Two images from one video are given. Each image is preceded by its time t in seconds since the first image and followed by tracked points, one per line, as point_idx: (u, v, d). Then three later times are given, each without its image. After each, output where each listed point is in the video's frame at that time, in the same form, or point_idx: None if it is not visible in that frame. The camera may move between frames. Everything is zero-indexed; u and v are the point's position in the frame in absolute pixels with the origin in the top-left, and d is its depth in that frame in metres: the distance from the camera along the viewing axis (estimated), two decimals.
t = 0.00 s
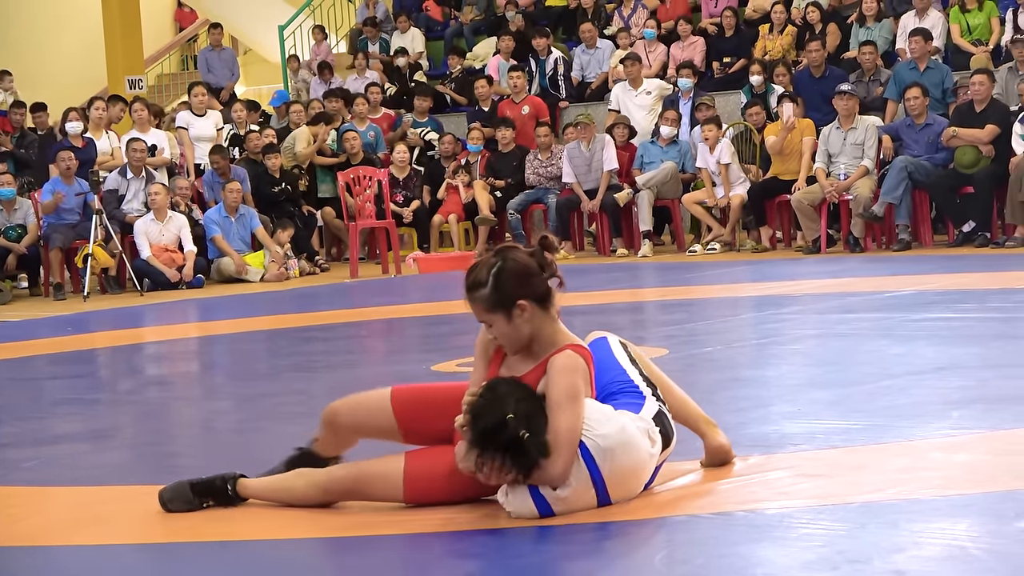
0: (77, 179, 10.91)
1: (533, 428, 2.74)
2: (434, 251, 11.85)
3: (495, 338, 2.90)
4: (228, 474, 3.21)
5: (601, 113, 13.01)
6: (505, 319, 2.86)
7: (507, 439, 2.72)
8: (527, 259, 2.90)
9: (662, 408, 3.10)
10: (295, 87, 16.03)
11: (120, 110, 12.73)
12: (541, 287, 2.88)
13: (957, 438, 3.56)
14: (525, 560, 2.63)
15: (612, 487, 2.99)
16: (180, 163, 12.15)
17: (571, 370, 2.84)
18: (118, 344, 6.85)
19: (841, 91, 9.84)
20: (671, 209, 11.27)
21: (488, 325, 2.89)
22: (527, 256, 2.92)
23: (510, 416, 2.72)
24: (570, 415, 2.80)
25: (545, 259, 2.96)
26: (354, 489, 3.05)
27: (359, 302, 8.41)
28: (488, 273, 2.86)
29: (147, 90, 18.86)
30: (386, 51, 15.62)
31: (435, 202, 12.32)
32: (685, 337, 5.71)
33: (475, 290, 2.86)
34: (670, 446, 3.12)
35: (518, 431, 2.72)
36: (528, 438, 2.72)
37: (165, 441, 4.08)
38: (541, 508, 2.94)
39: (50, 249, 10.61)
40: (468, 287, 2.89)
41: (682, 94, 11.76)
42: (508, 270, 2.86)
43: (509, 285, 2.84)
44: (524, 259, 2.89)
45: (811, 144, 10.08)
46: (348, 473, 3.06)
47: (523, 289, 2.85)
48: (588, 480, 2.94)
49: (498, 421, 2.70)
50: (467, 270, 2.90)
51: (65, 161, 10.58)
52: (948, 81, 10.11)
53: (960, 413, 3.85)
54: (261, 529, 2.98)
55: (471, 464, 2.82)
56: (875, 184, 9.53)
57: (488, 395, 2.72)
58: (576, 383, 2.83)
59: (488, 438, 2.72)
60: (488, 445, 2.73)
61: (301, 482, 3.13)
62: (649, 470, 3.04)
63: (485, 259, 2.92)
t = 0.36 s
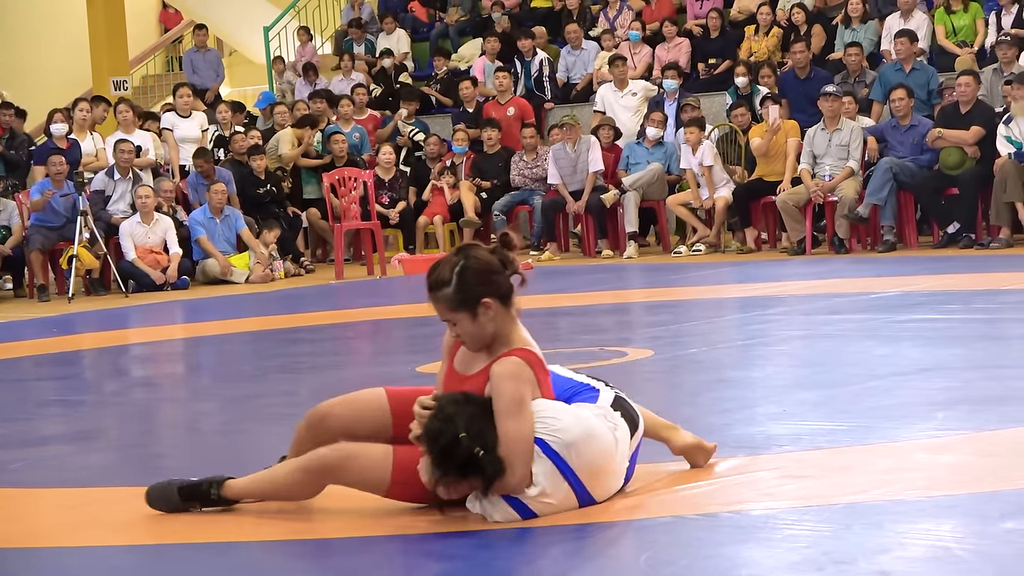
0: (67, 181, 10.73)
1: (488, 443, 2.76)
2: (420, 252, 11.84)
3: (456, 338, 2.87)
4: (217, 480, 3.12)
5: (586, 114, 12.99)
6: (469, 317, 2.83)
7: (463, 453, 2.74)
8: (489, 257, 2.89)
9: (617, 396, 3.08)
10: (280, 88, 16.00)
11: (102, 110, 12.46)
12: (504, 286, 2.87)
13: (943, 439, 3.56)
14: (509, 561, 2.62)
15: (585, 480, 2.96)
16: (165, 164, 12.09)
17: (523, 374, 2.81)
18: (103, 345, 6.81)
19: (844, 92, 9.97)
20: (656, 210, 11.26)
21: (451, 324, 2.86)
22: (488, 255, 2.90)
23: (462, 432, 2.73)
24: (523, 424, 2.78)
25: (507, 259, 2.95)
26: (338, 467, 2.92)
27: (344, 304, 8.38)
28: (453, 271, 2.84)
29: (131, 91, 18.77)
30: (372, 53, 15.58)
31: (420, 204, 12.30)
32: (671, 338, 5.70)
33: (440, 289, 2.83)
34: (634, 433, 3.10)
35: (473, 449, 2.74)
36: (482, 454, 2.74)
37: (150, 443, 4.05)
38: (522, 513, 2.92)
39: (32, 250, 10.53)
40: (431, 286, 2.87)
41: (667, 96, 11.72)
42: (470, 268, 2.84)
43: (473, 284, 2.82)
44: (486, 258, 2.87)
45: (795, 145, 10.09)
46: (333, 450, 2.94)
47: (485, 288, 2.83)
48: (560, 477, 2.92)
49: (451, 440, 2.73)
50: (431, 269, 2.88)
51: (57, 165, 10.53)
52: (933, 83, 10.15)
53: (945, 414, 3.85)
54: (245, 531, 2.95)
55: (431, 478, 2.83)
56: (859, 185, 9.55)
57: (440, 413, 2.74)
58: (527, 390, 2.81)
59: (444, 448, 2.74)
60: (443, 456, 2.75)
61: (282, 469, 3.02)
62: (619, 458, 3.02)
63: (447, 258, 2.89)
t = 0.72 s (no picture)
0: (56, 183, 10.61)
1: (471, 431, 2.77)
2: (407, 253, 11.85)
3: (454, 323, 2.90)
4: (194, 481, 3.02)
5: (573, 115, 12.98)
6: (461, 309, 2.84)
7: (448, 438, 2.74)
8: (500, 248, 2.85)
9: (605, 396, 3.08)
10: (267, 89, 15.97)
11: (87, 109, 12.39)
12: (500, 285, 2.83)
13: (929, 440, 3.55)
14: (495, 562, 2.60)
15: (573, 476, 2.94)
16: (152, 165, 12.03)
17: (504, 367, 2.80)
18: (90, 346, 6.76)
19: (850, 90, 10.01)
20: (643, 211, 11.26)
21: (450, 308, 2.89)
22: (495, 248, 2.85)
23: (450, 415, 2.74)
24: (507, 417, 2.79)
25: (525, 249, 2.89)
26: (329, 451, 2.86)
27: (331, 304, 8.35)
28: (454, 262, 2.83)
29: (119, 92, 18.68)
30: (359, 53, 15.54)
31: (407, 204, 12.28)
32: (658, 339, 5.69)
33: (441, 277, 2.85)
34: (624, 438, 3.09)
35: (459, 433, 2.75)
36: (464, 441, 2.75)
37: (136, 443, 4.02)
38: (508, 510, 2.90)
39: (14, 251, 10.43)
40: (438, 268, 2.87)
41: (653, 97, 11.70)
42: (474, 258, 2.81)
43: (467, 280, 2.81)
44: (495, 249, 2.84)
45: (781, 145, 10.09)
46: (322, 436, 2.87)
47: (478, 286, 2.81)
48: (545, 474, 2.90)
49: (437, 421, 2.73)
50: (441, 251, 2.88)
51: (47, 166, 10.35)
52: (920, 83, 10.16)
53: (930, 415, 3.85)
54: (230, 533, 2.93)
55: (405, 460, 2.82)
56: (846, 186, 9.57)
57: (430, 393, 2.74)
58: (514, 387, 2.80)
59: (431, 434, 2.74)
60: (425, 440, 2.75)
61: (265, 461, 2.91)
62: (607, 458, 3.00)
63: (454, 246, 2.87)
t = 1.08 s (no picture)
0: None
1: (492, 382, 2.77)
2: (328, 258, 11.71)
3: (496, 308, 2.93)
4: (140, 497, 2.97)
5: (495, 119, 12.89)
6: (514, 302, 2.88)
7: (465, 365, 2.75)
8: (581, 284, 2.91)
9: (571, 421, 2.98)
10: (187, 94, 15.66)
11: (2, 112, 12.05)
12: (565, 306, 2.88)
13: (851, 441, 3.50)
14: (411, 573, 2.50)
15: (517, 475, 2.87)
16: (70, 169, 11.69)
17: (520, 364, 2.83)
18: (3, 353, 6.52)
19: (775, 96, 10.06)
20: (567, 216, 11.17)
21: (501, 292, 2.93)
22: (580, 274, 2.92)
23: (486, 354, 2.78)
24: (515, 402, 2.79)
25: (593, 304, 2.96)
26: (294, 495, 2.89)
27: (252, 309, 8.18)
28: (536, 260, 2.88)
29: (37, 97, 18.17)
30: (279, 58, 15.28)
31: (329, 208, 12.14)
32: (581, 343, 5.63)
33: (520, 265, 2.87)
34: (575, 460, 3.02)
35: (481, 370, 2.76)
36: (484, 378, 2.75)
37: (50, 449, 3.85)
38: (446, 480, 2.83)
39: None
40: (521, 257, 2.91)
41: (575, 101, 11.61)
42: (559, 274, 2.86)
43: (542, 283, 2.85)
44: (576, 281, 2.89)
45: (702, 149, 10.14)
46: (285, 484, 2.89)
47: (545, 296, 2.86)
48: (495, 461, 2.82)
49: (474, 348, 2.77)
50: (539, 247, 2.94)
51: None
52: (840, 87, 10.28)
53: (851, 417, 3.82)
54: (140, 546, 2.79)
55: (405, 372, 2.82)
56: (767, 191, 9.65)
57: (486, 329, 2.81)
58: (533, 383, 2.82)
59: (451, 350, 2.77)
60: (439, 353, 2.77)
61: (227, 496, 2.97)
62: (554, 470, 2.94)
63: (552, 251, 2.93)
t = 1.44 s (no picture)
0: None
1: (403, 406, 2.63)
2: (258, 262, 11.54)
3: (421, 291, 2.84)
4: (66, 500, 2.85)
5: (427, 122, 12.77)
6: (444, 281, 2.80)
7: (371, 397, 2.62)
8: (511, 272, 2.86)
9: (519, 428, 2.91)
10: (116, 97, 15.36)
11: None
12: (496, 290, 2.82)
13: (782, 444, 3.46)
14: None
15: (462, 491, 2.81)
16: None
17: (438, 367, 2.70)
18: None
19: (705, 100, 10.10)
20: (499, 218, 11.13)
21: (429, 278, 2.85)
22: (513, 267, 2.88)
23: (389, 381, 2.63)
24: (439, 414, 2.67)
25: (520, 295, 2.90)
26: (224, 497, 2.79)
27: (182, 314, 8.00)
28: (472, 246, 2.84)
29: None
30: (211, 60, 15.03)
31: (260, 211, 11.97)
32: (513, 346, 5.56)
33: (457, 247, 2.83)
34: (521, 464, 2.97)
35: (389, 399, 2.62)
36: (393, 409, 2.62)
37: None
38: (391, 512, 2.76)
39: None
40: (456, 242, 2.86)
41: (508, 105, 11.52)
42: (491, 259, 2.82)
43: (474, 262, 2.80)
44: (507, 269, 2.84)
45: (631, 152, 10.15)
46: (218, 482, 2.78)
47: (478, 275, 2.80)
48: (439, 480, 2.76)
49: (375, 379, 2.62)
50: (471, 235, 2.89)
51: None
52: (771, 91, 10.33)
53: (783, 419, 3.79)
54: (52, 555, 2.66)
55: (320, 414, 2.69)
56: (698, 194, 9.66)
57: (386, 353, 2.65)
58: (455, 393, 2.70)
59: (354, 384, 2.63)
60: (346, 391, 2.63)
61: (159, 495, 2.83)
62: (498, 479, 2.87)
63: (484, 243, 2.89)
